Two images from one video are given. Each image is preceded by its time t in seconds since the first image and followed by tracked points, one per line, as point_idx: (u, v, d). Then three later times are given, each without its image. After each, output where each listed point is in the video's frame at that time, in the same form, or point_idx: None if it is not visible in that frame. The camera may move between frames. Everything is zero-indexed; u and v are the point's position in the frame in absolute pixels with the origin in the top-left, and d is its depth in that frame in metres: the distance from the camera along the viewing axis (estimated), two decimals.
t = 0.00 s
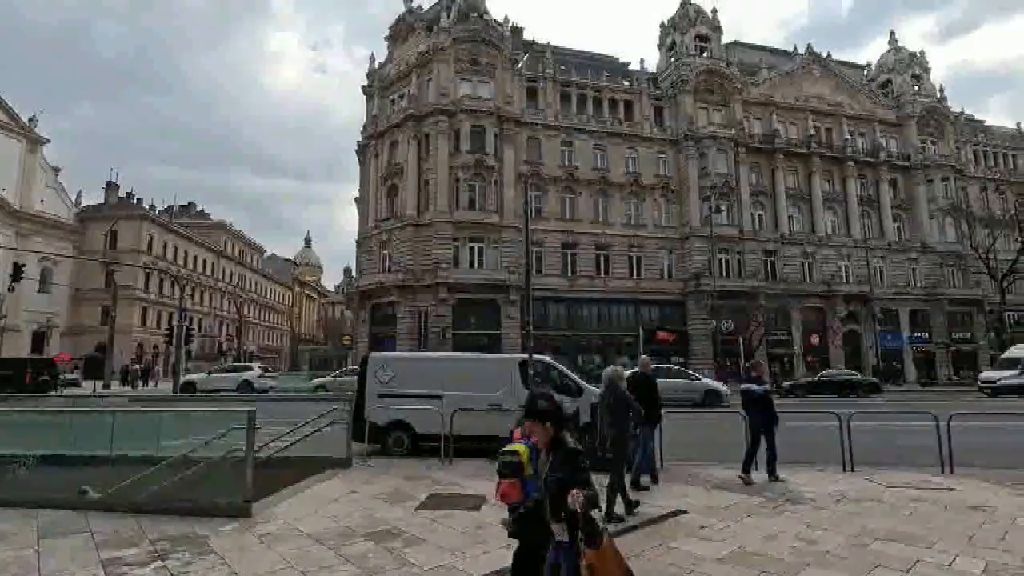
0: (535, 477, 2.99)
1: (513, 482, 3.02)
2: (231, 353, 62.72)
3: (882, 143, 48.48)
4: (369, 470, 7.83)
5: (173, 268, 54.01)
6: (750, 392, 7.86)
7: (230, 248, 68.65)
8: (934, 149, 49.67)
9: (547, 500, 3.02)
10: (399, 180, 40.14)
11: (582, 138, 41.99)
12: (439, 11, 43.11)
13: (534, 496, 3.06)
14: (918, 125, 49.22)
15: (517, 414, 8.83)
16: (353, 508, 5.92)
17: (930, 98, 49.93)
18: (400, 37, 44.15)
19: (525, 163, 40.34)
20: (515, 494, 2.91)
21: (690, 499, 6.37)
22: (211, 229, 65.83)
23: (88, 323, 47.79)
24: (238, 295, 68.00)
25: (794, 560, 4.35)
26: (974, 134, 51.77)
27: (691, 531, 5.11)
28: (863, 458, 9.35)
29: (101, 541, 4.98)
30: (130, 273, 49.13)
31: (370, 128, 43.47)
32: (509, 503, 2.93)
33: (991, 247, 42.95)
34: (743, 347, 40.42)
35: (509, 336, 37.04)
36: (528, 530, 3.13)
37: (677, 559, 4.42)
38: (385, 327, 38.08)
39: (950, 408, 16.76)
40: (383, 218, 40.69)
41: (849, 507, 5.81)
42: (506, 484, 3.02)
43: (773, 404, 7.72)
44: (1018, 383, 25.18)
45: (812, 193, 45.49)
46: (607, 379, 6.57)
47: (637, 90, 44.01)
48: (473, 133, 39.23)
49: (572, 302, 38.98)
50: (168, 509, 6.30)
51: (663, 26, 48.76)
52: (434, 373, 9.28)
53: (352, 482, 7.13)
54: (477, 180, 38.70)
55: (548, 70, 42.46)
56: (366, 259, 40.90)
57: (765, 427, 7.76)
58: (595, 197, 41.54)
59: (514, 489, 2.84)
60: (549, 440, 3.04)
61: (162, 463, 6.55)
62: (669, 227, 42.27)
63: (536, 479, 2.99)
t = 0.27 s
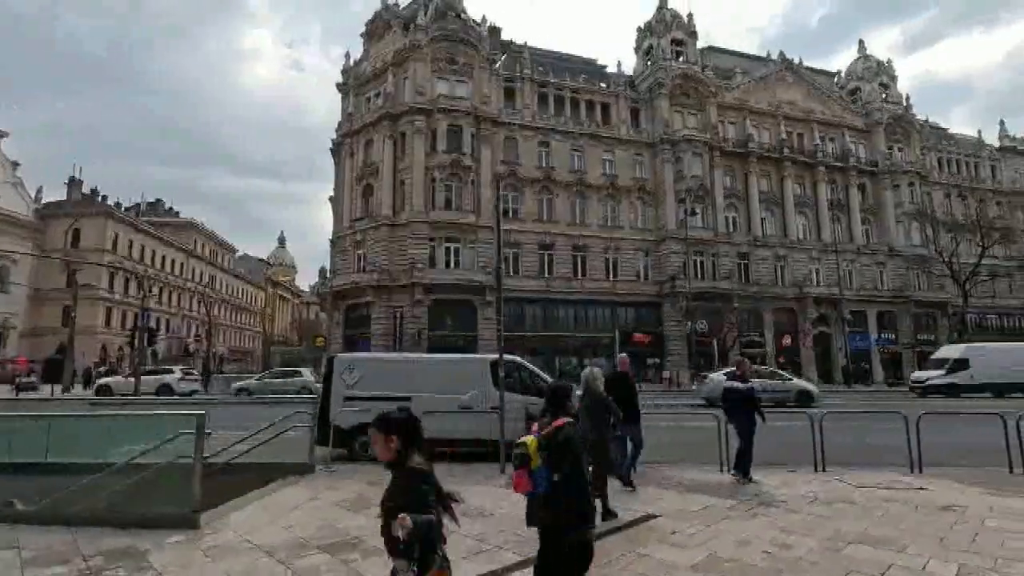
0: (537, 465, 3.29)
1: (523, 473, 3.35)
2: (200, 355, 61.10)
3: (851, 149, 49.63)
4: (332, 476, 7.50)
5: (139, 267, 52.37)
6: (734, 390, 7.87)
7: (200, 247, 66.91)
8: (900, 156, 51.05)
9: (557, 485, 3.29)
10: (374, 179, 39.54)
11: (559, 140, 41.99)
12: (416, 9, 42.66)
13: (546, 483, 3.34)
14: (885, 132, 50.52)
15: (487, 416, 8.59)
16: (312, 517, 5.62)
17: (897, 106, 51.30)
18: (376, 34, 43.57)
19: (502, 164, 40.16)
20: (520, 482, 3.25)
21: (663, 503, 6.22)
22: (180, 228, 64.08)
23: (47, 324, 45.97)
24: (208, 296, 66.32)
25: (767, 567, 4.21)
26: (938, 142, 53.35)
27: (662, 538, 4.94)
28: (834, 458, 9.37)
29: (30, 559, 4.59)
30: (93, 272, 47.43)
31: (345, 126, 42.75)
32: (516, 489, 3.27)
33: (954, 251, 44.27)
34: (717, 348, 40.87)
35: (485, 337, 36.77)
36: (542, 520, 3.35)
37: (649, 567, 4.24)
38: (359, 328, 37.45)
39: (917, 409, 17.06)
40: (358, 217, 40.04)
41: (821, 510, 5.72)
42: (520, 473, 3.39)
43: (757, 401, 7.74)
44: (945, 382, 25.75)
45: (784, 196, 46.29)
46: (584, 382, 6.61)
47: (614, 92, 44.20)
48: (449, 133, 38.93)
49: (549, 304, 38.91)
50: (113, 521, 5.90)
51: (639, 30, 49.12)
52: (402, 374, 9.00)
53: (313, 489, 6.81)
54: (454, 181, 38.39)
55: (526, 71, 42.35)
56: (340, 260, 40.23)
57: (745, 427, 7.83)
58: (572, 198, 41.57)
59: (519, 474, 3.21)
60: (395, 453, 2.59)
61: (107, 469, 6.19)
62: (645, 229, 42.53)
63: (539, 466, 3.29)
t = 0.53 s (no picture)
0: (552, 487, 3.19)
1: (537, 489, 3.30)
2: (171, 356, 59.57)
3: (825, 154, 50.58)
4: (295, 484, 7.22)
5: (106, 266, 50.82)
6: (715, 392, 7.94)
7: (172, 246, 65.28)
8: (872, 161, 52.17)
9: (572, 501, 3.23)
10: (351, 178, 38.95)
11: (539, 140, 41.93)
12: (395, 6, 42.17)
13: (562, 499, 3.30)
14: (857, 138, 51.60)
15: (460, 420, 8.37)
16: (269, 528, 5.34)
17: (869, 112, 52.45)
18: (354, 31, 42.99)
19: (481, 164, 39.92)
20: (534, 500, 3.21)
21: (638, 509, 6.06)
22: (150, 226, 62.43)
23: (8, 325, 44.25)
24: (180, 296, 64.71)
25: None
26: (907, 148, 54.65)
27: (634, 545, 4.78)
28: (808, 459, 9.35)
29: None
30: (57, 271, 45.87)
31: (322, 123, 42.05)
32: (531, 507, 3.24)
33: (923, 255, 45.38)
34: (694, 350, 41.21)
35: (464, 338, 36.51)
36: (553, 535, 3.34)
37: None
38: (335, 330, 36.83)
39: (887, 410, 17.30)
40: (334, 216, 39.42)
41: (796, 514, 5.62)
42: (533, 488, 3.34)
43: (735, 401, 7.82)
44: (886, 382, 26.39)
45: (760, 199, 46.93)
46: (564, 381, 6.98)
47: (594, 94, 44.30)
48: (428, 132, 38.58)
49: (528, 305, 38.79)
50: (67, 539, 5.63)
51: (619, 33, 49.32)
52: (371, 376, 8.72)
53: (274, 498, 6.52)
54: (432, 180, 38.04)
55: (506, 71, 42.15)
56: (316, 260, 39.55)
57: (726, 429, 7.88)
58: (552, 198, 41.53)
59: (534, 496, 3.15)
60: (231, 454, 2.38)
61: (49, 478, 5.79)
62: (624, 231, 42.70)
63: (554, 488, 3.19)
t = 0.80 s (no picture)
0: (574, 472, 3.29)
1: (559, 476, 3.41)
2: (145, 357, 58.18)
3: (803, 157, 51.30)
4: (260, 488, 6.94)
5: (77, 265, 49.41)
6: (699, 391, 7.98)
7: (146, 244, 63.79)
8: (849, 165, 53.06)
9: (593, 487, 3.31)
10: (331, 176, 38.38)
11: (522, 140, 41.78)
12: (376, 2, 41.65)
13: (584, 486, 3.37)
14: (835, 141, 52.43)
15: (436, 420, 8.18)
16: (226, 536, 5.08)
17: (846, 116, 53.32)
18: (334, 27, 42.39)
19: (463, 163, 39.64)
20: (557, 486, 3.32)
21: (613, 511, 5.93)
22: (124, 224, 60.90)
23: None
24: (155, 295, 63.28)
25: None
26: (883, 152, 55.66)
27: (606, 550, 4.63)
28: (786, 459, 9.31)
29: None
30: (25, 269, 44.43)
31: (302, 120, 41.40)
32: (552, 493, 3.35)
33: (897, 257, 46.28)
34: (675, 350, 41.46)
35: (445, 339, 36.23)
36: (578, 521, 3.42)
37: None
38: (314, 330, 36.25)
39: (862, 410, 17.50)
40: (314, 215, 38.83)
41: (773, 515, 5.53)
42: (555, 476, 3.46)
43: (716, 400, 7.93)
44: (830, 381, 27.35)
45: (740, 201, 47.41)
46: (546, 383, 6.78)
47: (576, 95, 44.30)
48: (409, 131, 38.19)
49: (510, 305, 38.65)
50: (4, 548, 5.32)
51: (602, 34, 49.39)
52: (343, 375, 8.45)
53: (235, 503, 6.25)
54: (414, 179, 37.67)
55: (489, 70, 41.92)
56: (295, 258, 38.89)
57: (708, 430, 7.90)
58: (534, 199, 41.43)
59: (555, 481, 3.27)
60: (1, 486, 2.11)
61: None
62: (606, 231, 42.76)
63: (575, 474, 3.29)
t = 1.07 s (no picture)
0: (606, 487, 3.13)
1: (587, 491, 3.18)
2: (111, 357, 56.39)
3: (778, 161, 52.09)
4: (213, 499, 6.56)
5: (38, 262, 47.62)
6: (677, 393, 7.83)
7: (113, 241, 61.88)
8: (822, 169, 54.06)
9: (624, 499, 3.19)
10: (306, 173, 37.61)
11: (500, 140, 41.56)
12: None
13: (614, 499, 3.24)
14: (808, 146, 53.37)
15: (402, 425, 7.88)
16: (166, 553, 4.72)
17: (819, 122, 54.31)
18: (310, 22, 41.60)
19: (441, 162, 39.25)
20: (589, 502, 3.12)
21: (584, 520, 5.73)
22: (90, 220, 58.96)
23: None
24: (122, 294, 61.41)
25: None
26: (854, 158, 56.85)
27: (575, 564, 4.42)
28: (758, 462, 9.21)
29: None
30: None
31: (276, 116, 40.54)
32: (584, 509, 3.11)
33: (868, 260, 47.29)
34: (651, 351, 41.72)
35: (421, 340, 35.80)
36: (606, 538, 3.23)
37: None
38: (287, 330, 35.47)
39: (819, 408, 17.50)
40: (287, 213, 38.01)
41: (747, 523, 5.38)
42: (581, 491, 3.22)
43: (693, 401, 7.77)
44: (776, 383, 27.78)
45: (716, 204, 47.92)
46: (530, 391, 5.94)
47: (556, 96, 44.25)
48: (386, 129, 37.64)
49: (487, 305, 38.41)
50: None
51: (581, 35, 49.43)
52: (305, 378, 8.11)
53: (184, 516, 5.87)
54: (391, 178, 37.16)
55: (468, 69, 41.61)
56: (267, 257, 38.03)
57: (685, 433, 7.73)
58: (513, 199, 41.24)
59: (592, 497, 3.09)
60: None
61: None
62: (585, 233, 42.78)
63: (608, 488, 3.11)
